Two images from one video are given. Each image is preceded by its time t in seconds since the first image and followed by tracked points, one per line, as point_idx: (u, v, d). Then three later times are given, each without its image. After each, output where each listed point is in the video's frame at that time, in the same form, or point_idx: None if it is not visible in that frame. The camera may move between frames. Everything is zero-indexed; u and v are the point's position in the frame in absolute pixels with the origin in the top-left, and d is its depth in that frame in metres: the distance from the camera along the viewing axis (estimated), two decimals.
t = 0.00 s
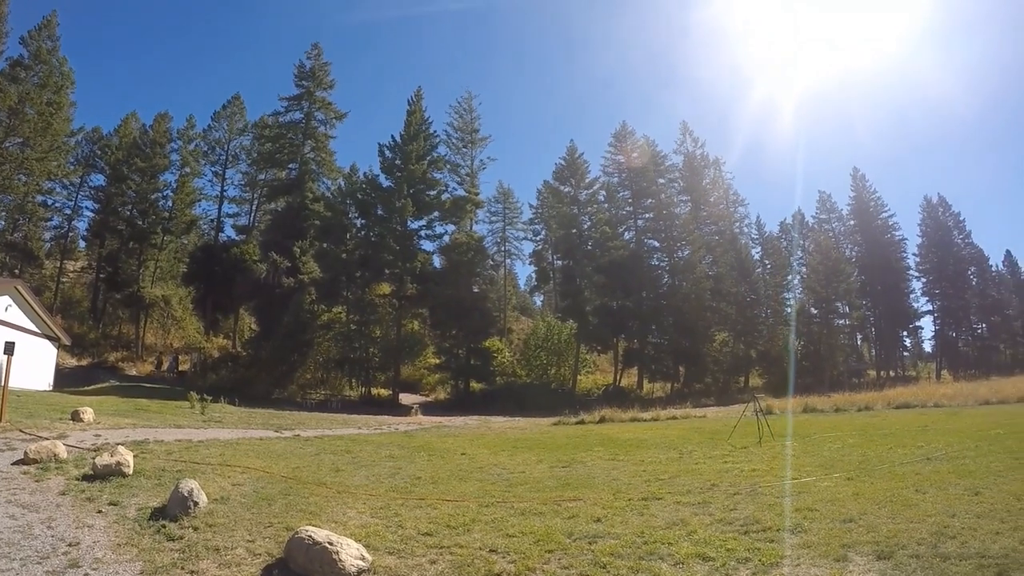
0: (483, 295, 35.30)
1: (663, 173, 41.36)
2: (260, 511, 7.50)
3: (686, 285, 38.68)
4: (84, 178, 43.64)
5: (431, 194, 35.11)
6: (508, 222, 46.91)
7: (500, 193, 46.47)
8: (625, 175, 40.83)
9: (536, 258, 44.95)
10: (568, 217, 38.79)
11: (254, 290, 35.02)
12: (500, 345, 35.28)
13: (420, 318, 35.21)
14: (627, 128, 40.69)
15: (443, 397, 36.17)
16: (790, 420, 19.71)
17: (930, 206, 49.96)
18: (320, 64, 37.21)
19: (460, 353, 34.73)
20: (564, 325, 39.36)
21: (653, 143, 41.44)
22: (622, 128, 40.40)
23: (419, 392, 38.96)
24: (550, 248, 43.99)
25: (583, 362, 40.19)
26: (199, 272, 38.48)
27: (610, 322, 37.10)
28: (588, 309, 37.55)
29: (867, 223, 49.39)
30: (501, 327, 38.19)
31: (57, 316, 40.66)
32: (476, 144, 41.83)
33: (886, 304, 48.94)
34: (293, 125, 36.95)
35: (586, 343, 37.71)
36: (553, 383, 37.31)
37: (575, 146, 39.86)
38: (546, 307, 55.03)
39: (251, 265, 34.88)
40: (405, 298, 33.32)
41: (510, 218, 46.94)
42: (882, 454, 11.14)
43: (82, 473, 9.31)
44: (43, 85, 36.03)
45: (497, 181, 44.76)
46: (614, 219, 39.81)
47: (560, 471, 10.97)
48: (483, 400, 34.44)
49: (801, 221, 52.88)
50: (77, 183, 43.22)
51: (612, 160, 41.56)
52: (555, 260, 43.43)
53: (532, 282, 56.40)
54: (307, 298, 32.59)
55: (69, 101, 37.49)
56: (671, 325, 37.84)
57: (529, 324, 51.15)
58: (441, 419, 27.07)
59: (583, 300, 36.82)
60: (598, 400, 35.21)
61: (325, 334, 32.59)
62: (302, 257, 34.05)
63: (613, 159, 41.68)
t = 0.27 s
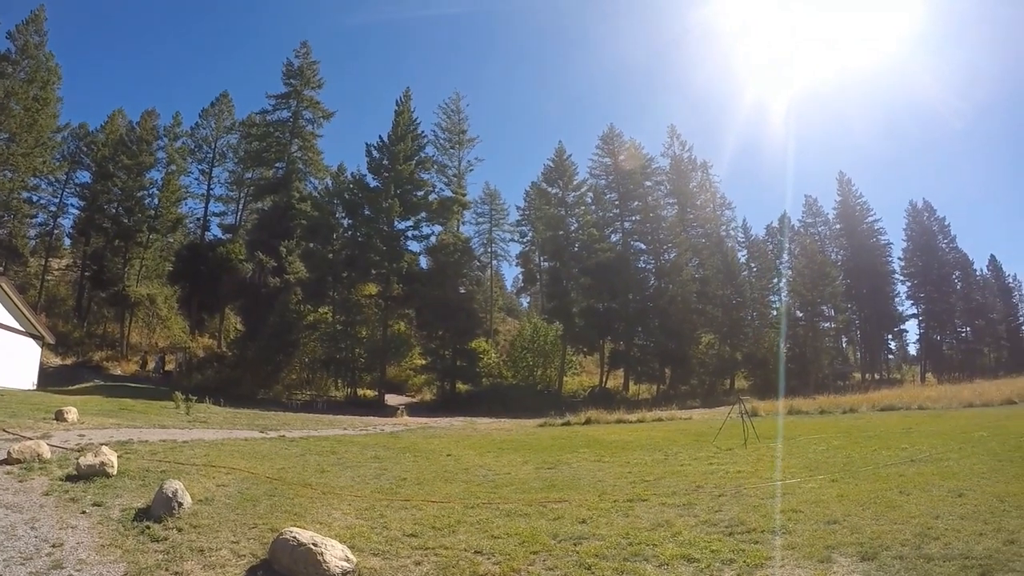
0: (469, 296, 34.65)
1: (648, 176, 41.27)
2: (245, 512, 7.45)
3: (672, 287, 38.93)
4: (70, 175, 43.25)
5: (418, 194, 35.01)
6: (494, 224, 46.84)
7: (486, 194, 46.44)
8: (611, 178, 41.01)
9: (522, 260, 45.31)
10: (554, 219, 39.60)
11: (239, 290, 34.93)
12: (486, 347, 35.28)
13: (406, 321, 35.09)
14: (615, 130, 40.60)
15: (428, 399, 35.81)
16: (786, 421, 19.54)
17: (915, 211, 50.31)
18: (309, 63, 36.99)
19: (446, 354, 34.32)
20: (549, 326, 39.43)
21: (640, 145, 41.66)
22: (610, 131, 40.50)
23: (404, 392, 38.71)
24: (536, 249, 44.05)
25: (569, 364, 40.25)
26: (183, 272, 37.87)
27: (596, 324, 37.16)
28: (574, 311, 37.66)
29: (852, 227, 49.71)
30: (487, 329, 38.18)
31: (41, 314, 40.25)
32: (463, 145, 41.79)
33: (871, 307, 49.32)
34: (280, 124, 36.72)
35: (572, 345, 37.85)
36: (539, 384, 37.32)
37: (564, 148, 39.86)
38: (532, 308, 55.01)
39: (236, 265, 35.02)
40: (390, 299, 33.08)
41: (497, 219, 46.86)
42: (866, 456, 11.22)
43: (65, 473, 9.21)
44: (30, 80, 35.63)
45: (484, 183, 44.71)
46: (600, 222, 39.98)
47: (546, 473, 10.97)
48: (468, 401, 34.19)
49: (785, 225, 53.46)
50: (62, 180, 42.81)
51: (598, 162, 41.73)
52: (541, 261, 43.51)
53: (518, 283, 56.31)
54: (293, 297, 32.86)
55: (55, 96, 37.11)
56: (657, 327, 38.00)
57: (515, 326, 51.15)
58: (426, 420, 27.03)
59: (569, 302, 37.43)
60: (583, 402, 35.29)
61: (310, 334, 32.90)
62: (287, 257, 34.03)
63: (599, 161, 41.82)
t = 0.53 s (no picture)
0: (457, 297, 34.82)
1: (637, 178, 41.67)
2: (232, 513, 7.41)
3: (659, 289, 39.09)
4: (58, 173, 42.91)
5: (407, 196, 34.94)
6: (483, 225, 46.77)
7: (475, 196, 46.43)
8: (600, 180, 41.37)
9: (511, 261, 46.17)
10: (544, 221, 39.41)
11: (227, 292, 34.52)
12: (475, 348, 35.39)
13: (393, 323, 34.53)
14: (604, 133, 41.09)
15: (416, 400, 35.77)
16: (773, 424, 19.75)
17: (902, 215, 50.89)
18: (299, 62, 36.80)
19: (434, 356, 34.53)
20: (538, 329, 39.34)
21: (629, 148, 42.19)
22: (599, 133, 40.62)
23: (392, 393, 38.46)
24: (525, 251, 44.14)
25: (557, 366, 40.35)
26: (171, 271, 37.77)
27: (585, 326, 37.21)
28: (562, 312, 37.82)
29: (840, 231, 50.07)
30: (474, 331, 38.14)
31: (27, 313, 39.89)
32: (452, 147, 41.78)
33: (858, 310, 49.50)
34: (269, 123, 36.48)
35: (560, 347, 37.84)
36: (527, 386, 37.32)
37: (553, 149, 39.91)
38: (520, 310, 54.96)
39: (224, 266, 34.64)
40: (378, 300, 33.14)
41: (485, 221, 46.83)
42: (853, 458, 11.27)
43: (50, 475, 9.12)
44: (18, 77, 35.29)
45: (472, 185, 44.66)
46: (589, 224, 40.18)
47: (533, 475, 10.96)
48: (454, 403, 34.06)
49: (772, 228, 53.72)
50: (50, 178, 42.46)
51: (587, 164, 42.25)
52: (530, 263, 43.67)
53: (506, 286, 56.17)
54: (280, 299, 32.50)
55: (43, 93, 36.78)
56: (645, 330, 38.13)
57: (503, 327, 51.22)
58: (414, 422, 26.98)
59: (557, 303, 37.41)
60: (571, 403, 35.38)
61: (298, 335, 32.63)
62: (275, 258, 33.49)
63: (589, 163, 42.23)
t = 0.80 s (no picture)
0: (445, 299, 35.34)
1: (625, 182, 42.22)
2: (217, 515, 7.36)
3: (647, 292, 39.20)
4: (45, 170, 42.50)
5: (395, 197, 34.89)
6: (471, 227, 46.66)
7: (463, 198, 46.37)
8: (588, 183, 41.50)
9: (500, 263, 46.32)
10: (532, 224, 39.98)
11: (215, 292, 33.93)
12: (462, 350, 35.70)
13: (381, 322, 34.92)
14: (593, 137, 41.02)
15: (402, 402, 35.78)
16: (763, 428, 19.64)
17: (889, 221, 51.38)
18: (289, 61, 36.51)
19: (421, 357, 34.92)
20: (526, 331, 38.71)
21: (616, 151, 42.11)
22: (587, 136, 40.65)
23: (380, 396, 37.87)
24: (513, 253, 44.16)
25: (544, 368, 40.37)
26: (159, 271, 35.46)
27: (572, 329, 37.31)
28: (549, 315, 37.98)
29: (827, 235, 50.43)
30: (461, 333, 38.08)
31: (12, 312, 39.47)
32: (441, 148, 41.70)
33: (844, 314, 49.63)
34: (258, 123, 36.16)
35: (547, 350, 37.95)
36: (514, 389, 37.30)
37: (542, 152, 40.01)
38: (507, 312, 54.85)
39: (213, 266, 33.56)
40: (366, 301, 33.15)
41: (473, 223, 46.71)
42: (839, 461, 11.34)
43: (34, 475, 9.02)
44: (6, 72, 34.91)
45: (460, 187, 44.54)
46: (577, 227, 40.38)
47: (519, 477, 10.95)
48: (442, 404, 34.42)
49: (760, 233, 53.93)
50: (37, 175, 42.04)
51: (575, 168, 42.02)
52: (518, 265, 43.74)
53: (494, 288, 55.99)
54: (267, 299, 32.50)
55: (31, 90, 36.41)
56: (633, 333, 38.23)
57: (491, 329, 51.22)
58: (401, 424, 26.91)
59: (546, 306, 37.57)
60: (558, 406, 35.43)
61: (285, 335, 32.38)
62: (263, 258, 33.47)
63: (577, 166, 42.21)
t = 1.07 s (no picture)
0: (429, 300, 35.14)
1: (609, 184, 42.43)
2: (199, 515, 7.30)
3: (631, 295, 39.27)
4: (27, 164, 41.96)
5: (380, 197, 34.80)
6: (455, 228, 46.53)
7: (447, 199, 46.26)
8: (574, 186, 41.47)
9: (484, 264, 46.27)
10: (517, 225, 40.20)
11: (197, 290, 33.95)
12: (445, 352, 35.46)
13: (365, 322, 35.22)
14: (578, 139, 41.16)
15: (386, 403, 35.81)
16: (753, 431, 19.72)
17: (872, 226, 51.84)
18: (276, 59, 36.06)
19: (404, 358, 34.77)
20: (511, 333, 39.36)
21: (601, 154, 42.48)
22: (574, 139, 40.80)
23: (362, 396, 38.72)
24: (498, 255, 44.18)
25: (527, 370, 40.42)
26: (142, 268, 34.49)
27: (556, 331, 37.46)
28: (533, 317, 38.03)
29: (811, 239, 50.68)
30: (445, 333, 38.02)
31: None
32: (427, 149, 41.56)
33: (827, 318, 50.01)
34: (244, 120, 35.87)
35: (531, 352, 38.56)
36: (497, 390, 37.29)
37: (530, 154, 39.97)
38: (492, 313, 54.73)
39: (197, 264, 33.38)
40: (350, 301, 32.85)
41: (457, 224, 46.56)
42: (821, 464, 11.43)
43: (13, 474, 8.90)
44: None
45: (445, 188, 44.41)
46: (562, 229, 40.54)
47: (502, 478, 10.95)
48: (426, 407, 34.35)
49: (745, 237, 54.19)
50: (19, 169, 41.50)
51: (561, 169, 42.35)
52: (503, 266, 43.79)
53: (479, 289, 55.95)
54: (251, 298, 32.14)
55: (15, 83, 35.89)
56: (617, 335, 38.34)
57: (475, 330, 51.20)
58: (384, 425, 26.84)
59: (529, 309, 38.18)
60: (541, 408, 35.48)
61: (268, 335, 32.09)
62: (247, 256, 33.54)
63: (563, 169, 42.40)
